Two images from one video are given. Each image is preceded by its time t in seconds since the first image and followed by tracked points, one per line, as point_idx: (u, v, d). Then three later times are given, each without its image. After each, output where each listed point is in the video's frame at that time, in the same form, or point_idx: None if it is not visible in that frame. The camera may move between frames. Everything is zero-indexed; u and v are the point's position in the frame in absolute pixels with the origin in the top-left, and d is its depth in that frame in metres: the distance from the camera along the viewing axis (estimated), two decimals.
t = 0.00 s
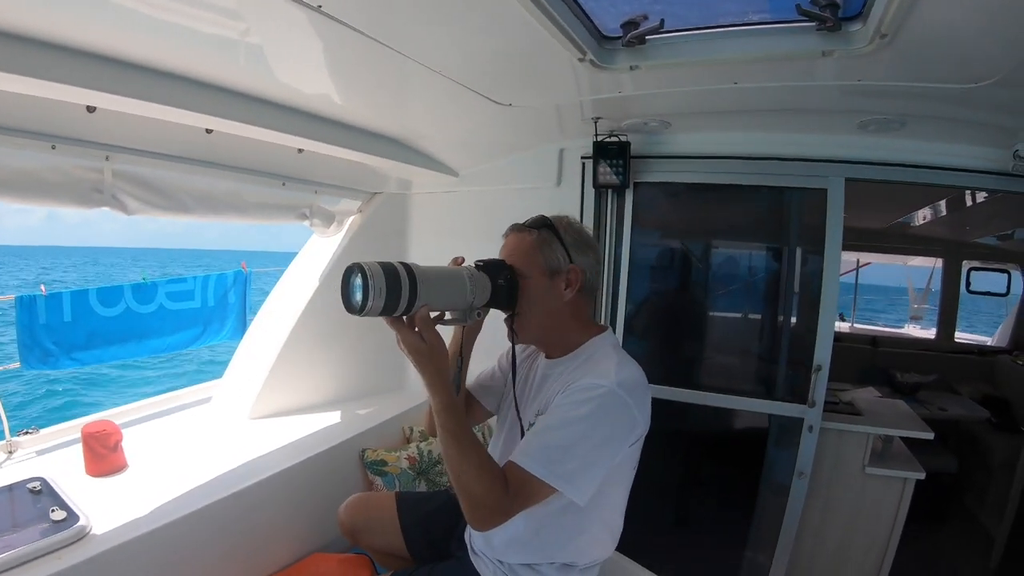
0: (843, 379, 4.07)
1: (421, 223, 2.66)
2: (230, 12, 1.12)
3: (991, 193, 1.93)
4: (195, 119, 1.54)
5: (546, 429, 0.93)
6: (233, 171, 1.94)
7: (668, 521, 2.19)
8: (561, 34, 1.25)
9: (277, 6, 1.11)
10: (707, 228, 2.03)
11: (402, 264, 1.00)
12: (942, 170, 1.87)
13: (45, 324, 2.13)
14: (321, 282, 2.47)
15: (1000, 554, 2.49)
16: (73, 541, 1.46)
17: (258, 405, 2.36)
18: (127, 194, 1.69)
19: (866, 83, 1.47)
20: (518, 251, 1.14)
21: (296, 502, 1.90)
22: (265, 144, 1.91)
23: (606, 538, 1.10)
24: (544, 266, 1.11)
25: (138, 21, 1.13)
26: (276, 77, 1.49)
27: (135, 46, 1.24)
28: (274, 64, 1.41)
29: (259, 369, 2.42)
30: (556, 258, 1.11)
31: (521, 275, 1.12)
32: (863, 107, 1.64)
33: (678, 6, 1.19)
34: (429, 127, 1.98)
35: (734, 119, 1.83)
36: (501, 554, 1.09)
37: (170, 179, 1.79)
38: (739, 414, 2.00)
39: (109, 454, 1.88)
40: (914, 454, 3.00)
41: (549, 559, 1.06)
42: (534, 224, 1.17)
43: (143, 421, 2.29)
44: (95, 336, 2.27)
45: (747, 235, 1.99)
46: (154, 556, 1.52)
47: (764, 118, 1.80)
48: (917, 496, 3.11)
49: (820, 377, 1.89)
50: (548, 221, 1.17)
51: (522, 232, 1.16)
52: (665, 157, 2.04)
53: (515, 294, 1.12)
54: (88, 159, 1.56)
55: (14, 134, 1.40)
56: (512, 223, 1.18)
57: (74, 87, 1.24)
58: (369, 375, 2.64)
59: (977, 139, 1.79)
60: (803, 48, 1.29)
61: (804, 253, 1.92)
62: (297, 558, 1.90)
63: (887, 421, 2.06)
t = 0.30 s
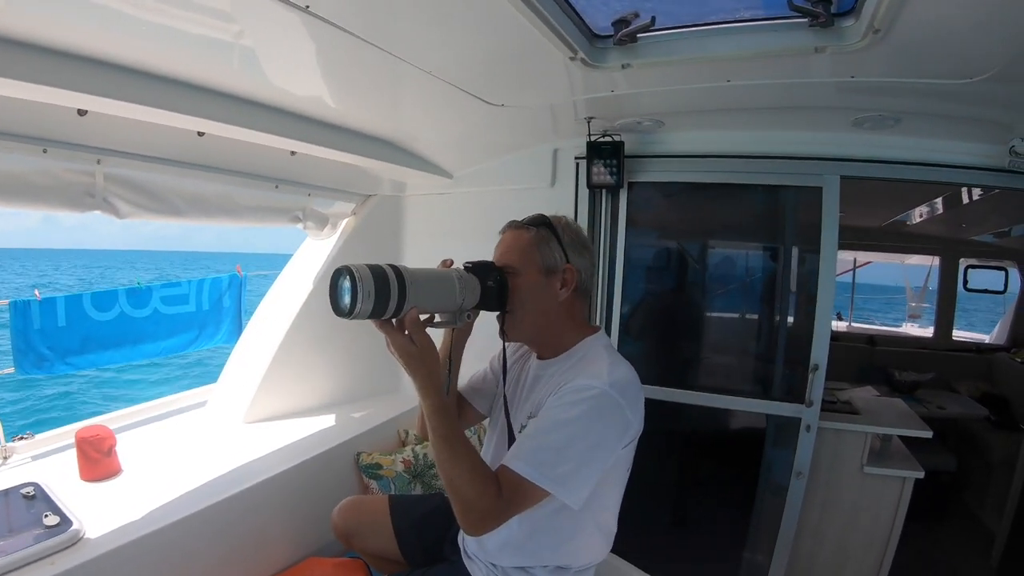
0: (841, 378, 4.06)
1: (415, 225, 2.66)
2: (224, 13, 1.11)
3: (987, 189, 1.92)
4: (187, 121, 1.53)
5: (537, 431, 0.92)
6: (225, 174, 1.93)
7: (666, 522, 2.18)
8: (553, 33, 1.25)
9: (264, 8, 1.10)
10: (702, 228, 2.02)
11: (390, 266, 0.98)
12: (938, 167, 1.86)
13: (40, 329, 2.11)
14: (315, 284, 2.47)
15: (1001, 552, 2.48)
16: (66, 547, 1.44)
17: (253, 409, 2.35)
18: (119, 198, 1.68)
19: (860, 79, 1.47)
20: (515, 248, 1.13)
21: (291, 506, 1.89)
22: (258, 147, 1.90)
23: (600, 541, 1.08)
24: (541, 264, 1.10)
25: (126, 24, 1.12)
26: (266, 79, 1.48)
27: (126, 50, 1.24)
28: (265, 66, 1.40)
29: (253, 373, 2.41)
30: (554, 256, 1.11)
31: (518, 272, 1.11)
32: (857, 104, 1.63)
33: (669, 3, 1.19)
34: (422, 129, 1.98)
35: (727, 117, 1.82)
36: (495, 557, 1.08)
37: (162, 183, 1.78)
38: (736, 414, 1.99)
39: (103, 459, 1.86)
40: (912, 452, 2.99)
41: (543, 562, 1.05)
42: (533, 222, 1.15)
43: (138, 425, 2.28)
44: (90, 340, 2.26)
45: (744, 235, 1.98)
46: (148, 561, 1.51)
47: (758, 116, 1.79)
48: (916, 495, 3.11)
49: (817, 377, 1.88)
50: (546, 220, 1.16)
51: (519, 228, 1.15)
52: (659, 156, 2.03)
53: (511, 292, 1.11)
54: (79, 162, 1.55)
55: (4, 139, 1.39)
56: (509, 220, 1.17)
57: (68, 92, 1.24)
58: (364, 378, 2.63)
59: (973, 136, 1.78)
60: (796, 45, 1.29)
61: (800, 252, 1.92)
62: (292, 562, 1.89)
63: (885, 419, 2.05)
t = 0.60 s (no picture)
0: (836, 381, 4.07)
1: (410, 226, 2.65)
2: (220, 12, 1.10)
3: (983, 190, 1.93)
4: (183, 121, 1.52)
5: (533, 425, 0.91)
6: (219, 174, 1.92)
7: (662, 524, 2.17)
8: (547, 32, 1.24)
9: (259, 7, 1.10)
10: (700, 229, 2.02)
11: (356, 256, 0.98)
12: (934, 168, 1.86)
13: (33, 330, 2.09)
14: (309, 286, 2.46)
15: (998, 554, 2.47)
16: (59, 547, 1.42)
17: (246, 411, 2.34)
18: (112, 197, 1.67)
19: (857, 79, 1.46)
20: (515, 247, 1.12)
21: (285, 507, 1.88)
22: (252, 147, 1.89)
23: (593, 543, 1.08)
24: (542, 263, 1.11)
25: (121, 24, 1.12)
26: (261, 80, 1.48)
27: (120, 49, 1.23)
28: (261, 66, 1.39)
29: (246, 374, 2.41)
30: (554, 256, 1.12)
31: (518, 272, 1.10)
32: (853, 105, 1.63)
33: (664, 2, 1.18)
34: (418, 129, 1.97)
35: (723, 118, 1.82)
36: (489, 558, 1.07)
37: (156, 182, 1.77)
38: (732, 415, 1.99)
39: (96, 460, 1.84)
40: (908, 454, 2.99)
41: (536, 560, 1.04)
42: (532, 221, 1.16)
43: (131, 427, 2.26)
44: (83, 341, 2.24)
45: (741, 236, 1.98)
46: (141, 563, 1.49)
47: (753, 117, 1.79)
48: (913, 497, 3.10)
49: (813, 378, 1.87)
50: (544, 219, 1.17)
51: (517, 228, 1.15)
52: (655, 157, 2.03)
53: (512, 291, 1.10)
54: (72, 161, 1.54)
55: None
56: (508, 219, 1.16)
57: (63, 91, 1.23)
58: (358, 379, 2.63)
59: (968, 136, 1.79)
60: (792, 44, 1.29)
61: (796, 253, 1.91)
62: (285, 564, 1.87)
63: (881, 421, 2.04)
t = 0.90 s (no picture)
0: (829, 385, 4.08)
1: (404, 225, 2.65)
2: (219, 7, 1.10)
3: (975, 196, 1.94)
4: (179, 117, 1.52)
5: (526, 416, 0.92)
6: (214, 171, 1.91)
7: (653, 526, 2.18)
8: (543, 32, 1.24)
9: (254, 4, 1.10)
10: (695, 231, 2.02)
11: (330, 246, 0.97)
12: (928, 174, 1.87)
13: (25, 324, 2.07)
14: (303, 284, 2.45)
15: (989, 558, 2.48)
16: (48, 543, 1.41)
17: (239, 408, 2.34)
18: (106, 192, 1.66)
19: (853, 83, 1.47)
20: (515, 246, 1.13)
21: (277, 505, 1.88)
22: (247, 144, 1.89)
23: (582, 541, 1.08)
24: (542, 262, 1.11)
25: (117, 18, 1.11)
26: (257, 76, 1.47)
27: (116, 43, 1.22)
28: (258, 63, 1.39)
29: (239, 371, 2.40)
30: (553, 256, 1.13)
31: (518, 270, 1.11)
32: (848, 109, 1.64)
33: (661, 4, 1.18)
34: (414, 128, 1.97)
35: (720, 121, 1.82)
36: (477, 554, 1.07)
37: (150, 178, 1.76)
38: (724, 418, 1.99)
39: (86, 455, 1.83)
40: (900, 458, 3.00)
41: (525, 555, 1.04)
42: (532, 221, 1.16)
43: (123, 423, 2.24)
44: (77, 336, 2.24)
45: (735, 239, 1.98)
46: (131, 560, 1.48)
47: (749, 120, 1.79)
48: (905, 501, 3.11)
49: (804, 381, 1.89)
50: (544, 219, 1.17)
51: (518, 226, 1.15)
52: (650, 159, 2.03)
53: (510, 289, 1.11)
54: (67, 155, 1.53)
55: None
56: (508, 217, 1.17)
57: (60, 85, 1.23)
58: (350, 378, 2.62)
59: (961, 143, 1.80)
60: (789, 47, 1.29)
61: (790, 256, 1.92)
62: (275, 562, 1.87)
63: (872, 426, 2.05)
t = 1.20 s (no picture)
0: (821, 386, 4.11)
1: (397, 227, 2.66)
2: (211, 14, 1.11)
3: (962, 201, 1.96)
4: (173, 122, 1.53)
5: (517, 411, 0.93)
6: (208, 174, 1.92)
7: (644, 527, 2.19)
8: (532, 40, 1.26)
9: (246, 10, 1.11)
10: (686, 235, 2.04)
11: (309, 257, 0.98)
12: (915, 179, 1.90)
13: (20, 325, 2.08)
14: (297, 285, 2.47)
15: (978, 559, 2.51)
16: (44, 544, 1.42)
17: (233, 409, 2.35)
18: (101, 196, 1.67)
19: (840, 91, 1.49)
20: (510, 251, 1.14)
21: (271, 506, 1.89)
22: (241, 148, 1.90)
23: (570, 539, 1.10)
24: (537, 268, 1.13)
25: (110, 23, 1.12)
26: (250, 81, 1.48)
27: (110, 49, 1.23)
28: (252, 67, 1.40)
29: (233, 372, 2.41)
30: (547, 261, 1.14)
31: (514, 275, 1.12)
32: (837, 116, 1.66)
33: (649, 13, 1.20)
34: (407, 132, 1.98)
35: (710, 126, 1.84)
36: (466, 551, 1.08)
37: (145, 181, 1.77)
38: (714, 420, 2.01)
39: (82, 457, 1.83)
40: (890, 460, 3.02)
41: (514, 552, 1.05)
42: (526, 227, 1.18)
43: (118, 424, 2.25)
44: (71, 337, 2.24)
45: (726, 243, 2.00)
46: (125, 561, 1.50)
47: (738, 126, 1.81)
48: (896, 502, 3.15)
49: (793, 384, 1.90)
50: (538, 225, 1.19)
51: (513, 232, 1.17)
52: (641, 164, 2.05)
53: (506, 294, 1.12)
54: (62, 160, 1.54)
55: None
56: (503, 223, 1.19)
57: (53, 90, 1.24)
58: (344, 379, 2.64)
59: (949, 149, 1.82)
60: (776, 56, 1.31)
61: (780, 260, 1.94)
62: (269, 562, 1.88)
63: (860, 428, 2.08)
